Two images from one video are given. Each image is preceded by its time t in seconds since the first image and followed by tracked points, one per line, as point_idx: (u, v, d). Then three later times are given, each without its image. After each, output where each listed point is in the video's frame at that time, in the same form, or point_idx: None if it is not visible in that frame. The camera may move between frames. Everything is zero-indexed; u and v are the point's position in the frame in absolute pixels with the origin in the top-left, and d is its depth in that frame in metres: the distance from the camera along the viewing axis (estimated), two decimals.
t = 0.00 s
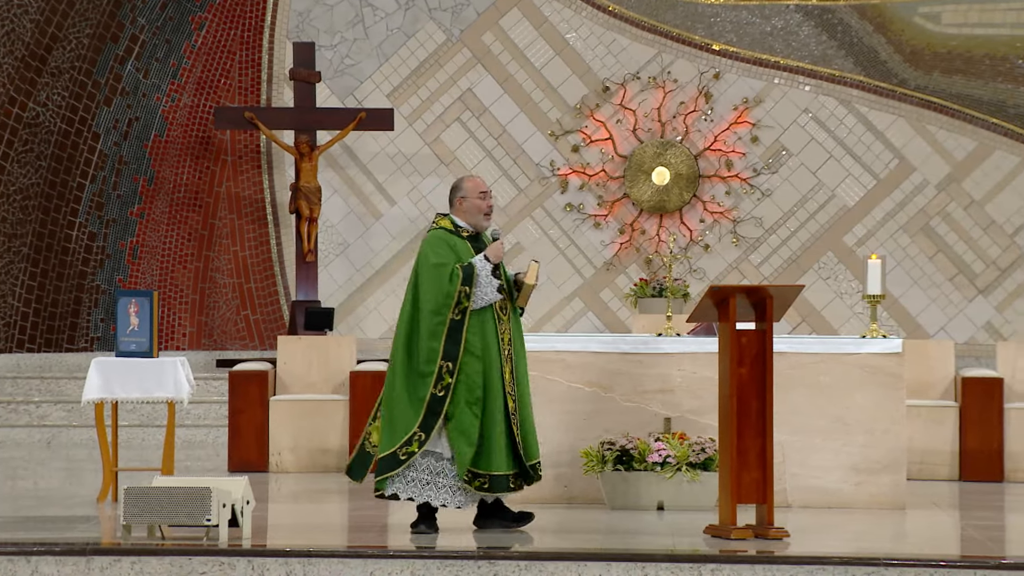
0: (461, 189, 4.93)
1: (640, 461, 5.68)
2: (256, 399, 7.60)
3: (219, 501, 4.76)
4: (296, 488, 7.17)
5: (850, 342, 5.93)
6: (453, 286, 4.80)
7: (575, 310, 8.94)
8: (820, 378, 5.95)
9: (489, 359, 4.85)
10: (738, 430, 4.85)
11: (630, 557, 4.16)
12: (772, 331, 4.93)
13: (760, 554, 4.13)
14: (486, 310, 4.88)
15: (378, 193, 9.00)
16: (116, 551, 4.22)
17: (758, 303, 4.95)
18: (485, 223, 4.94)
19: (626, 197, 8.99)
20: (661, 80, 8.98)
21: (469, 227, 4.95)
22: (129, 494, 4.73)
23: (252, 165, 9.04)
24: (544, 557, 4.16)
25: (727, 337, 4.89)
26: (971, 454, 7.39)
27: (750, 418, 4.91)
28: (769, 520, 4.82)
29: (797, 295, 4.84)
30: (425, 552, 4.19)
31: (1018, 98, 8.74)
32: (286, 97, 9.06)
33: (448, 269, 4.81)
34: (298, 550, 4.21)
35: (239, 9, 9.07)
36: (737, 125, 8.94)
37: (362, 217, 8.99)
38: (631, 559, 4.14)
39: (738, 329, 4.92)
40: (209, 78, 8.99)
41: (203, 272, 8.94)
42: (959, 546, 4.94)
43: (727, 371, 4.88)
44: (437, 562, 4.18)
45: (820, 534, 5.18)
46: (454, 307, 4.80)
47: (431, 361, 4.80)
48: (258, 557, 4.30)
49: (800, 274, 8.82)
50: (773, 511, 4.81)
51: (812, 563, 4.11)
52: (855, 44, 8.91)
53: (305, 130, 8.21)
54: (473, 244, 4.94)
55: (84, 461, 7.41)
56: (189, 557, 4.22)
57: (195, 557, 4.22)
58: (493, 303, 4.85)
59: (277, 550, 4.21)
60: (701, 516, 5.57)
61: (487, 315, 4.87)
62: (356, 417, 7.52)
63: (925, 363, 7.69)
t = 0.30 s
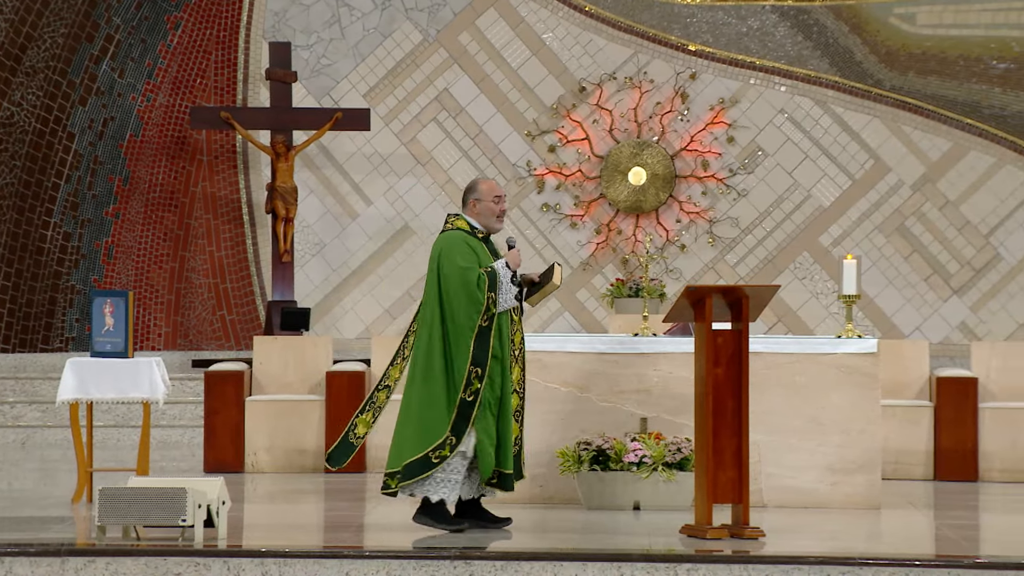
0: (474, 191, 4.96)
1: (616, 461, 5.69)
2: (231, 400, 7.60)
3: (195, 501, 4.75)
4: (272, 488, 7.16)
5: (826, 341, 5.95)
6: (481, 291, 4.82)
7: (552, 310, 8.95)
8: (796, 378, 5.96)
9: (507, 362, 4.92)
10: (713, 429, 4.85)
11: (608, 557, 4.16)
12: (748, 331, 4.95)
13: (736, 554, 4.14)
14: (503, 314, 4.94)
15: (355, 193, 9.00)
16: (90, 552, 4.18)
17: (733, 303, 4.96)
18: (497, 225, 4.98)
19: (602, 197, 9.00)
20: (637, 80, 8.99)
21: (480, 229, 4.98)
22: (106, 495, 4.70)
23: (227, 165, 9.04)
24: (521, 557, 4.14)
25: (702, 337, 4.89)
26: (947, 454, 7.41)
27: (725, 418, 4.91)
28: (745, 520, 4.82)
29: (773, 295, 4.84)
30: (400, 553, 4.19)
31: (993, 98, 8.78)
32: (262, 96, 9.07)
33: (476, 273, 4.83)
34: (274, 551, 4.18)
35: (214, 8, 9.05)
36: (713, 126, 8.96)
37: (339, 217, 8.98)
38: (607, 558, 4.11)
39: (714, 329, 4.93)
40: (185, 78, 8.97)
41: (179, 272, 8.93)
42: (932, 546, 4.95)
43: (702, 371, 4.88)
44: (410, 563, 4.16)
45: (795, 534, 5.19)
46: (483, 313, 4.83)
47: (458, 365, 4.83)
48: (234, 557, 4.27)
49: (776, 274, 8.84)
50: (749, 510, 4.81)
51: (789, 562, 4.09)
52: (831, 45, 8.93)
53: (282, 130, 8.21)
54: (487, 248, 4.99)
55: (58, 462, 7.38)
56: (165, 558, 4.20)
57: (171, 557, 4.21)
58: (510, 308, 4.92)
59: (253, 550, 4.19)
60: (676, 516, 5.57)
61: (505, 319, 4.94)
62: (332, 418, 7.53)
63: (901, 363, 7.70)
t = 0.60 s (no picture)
0: (483, 193, 5.24)
1: (589, 461, 5.70)
2: (204, 400, 7.55)
3: (167, 502, 4.75)
4: (245, 488, 7.16)
5: (797, 341, 5.96)
6: (494, 292, 5.10)
7: (525, 310, 8.95)
8: (768, 378, 5.97)
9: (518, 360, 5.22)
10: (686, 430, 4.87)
11: (580, 558, 4.30)
12: (721, 332, 4.94)
13: (706, 555, 4.27)
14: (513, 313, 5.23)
15: (328, 193, 8.98)
16: (61, 554, 4.31)
17: (706, 303, 4.97)
18: (504, 225, 5.27)
19: (574, 197, 9.00)
20: (610, 80, 9.00)
21: (489, 230, 5.27)
22: (78, 497, 4.70)
23: (200, 165, 8.99)
24: (493, 557, 4.29)
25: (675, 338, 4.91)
26: (919, 453, 7.44)
27: (698, 418, 4.93)
28: (717, 520, 4.84)
29: (746, 296, 4.85)
30: (374, 553, 4.32)
31: (964, 99, 8.82)
32: (234, 96, 9.03)
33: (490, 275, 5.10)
34: (246, 551, 4.33)
35: (187, 8, 9.02)
36: (686, 126, 8.96)
37: (311, 217, 8.97)
38: (578, 559, 4.28)
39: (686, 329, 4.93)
40: (157, 78, 8.95)
41: (151, 272, 8.91)
42: (899, 545, 4.99)
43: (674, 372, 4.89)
44: (382, 562, 4.30)
45: (765, 534, 5.22)
46: (496, 312, 5.11)
47: (475, 364, 5.10)
48: (207, 557, 4.41)
49: (748, 274, 8.85)
50: (721, 510, 4.82)
51: (761, 561, 4.25)
52: (803, 46, 8.95)
53: (254, 130, 8.19)
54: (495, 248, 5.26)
55: (30, 462, 7.37)
56: (136, 558, 4.34)
57: (142, 558, 4.33)
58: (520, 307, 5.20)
59: (225, 551, 4.33)
60: (647, 516, 5.59)
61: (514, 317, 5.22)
62: (304, 418, 7.53)
63: (872, 363, 7.73)
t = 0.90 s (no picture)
0: (486, 195, 5.14)
1: (558, 461, 5.73)
2: (172, 400, 7.54)
3: (133, 503, 4.70)
4: (212, 489, 7.13)
5: (765, 342, 5.96)
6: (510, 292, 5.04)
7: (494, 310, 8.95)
8: (735, 378, 5.97)
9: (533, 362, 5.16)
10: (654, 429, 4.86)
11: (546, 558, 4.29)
12: (688, 331, 4.92)
13: (675, 555, 4.28)
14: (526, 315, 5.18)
15: (296, 193, 8.97)
16: (27, 554, 4.32)
17: (675, 303, 4.96)
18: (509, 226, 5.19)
19: (543, 197, 8.77)
20: (579, 80, 8.99)
21: (494, 232, 5.17)
22: (44, 498, 4.67)
23: (168, 164, 8.99)
24: (462, 557, 4.30)
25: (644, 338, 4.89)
26: (886, 452, 7.46)
27: (666, 418, 4.91)
28: (685, 520, 4.85)
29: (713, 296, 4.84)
30: (342, 554, 4.32)
31: (930, 100, 8.87)
32: (202, 95, 9.04)
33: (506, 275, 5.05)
34: (213, 552, 4.34)
35: (153, 7, 9.01)
36: (654, 127, 8.96)
37: (279, 217, 8.96)
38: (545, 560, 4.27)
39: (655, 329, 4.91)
40: (124, 77, 8.93)
41: (118, 272, 8.89)
42: (862, 544, 5.00)
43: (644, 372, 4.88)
44: (351, 563, 4.30)
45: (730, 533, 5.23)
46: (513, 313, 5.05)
47: (488, 365, 5.03)
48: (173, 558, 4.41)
49: (715, 274, 8.89)
50: (688, 510, 4.84)
51: (727, 561, 4.27)
52: (771, 46, 8.97)
53: (222, 130, 8.22)
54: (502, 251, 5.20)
55: None
56: (101, 559, 4.30)
57: (107, 559, 4.30)
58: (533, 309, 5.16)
59: (193, 552, 4.33)
60: (615, 515, 5.59)
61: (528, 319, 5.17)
62: (271, 417, 7.50)
63: (838, 363, 7.72)
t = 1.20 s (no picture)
0: (471, 193, 5.10)
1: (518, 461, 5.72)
2: (127, 402, 7.50)
3: (88, 505, 4.65)
4: (167, 490, 7.09)
5: (721, 341, 5.95)
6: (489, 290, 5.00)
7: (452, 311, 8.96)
8: (689, 378, 5.98)
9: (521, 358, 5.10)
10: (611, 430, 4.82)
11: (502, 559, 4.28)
12: (646, 332, 4.89)
13: (631, 555, 4.26)
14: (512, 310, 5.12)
15: (252, 194, 8.96)
16: None
17: (632, 304, 4.92)
18: (494, 226, 5.12)
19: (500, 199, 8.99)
20: (536, 81, 9.03)
21: (478, 229, 5.13)
22: None
23: (123, 165, 8.97)
24: (419, 558, 4.28)
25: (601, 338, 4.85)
26: (842, 453, 7.48)
27: (623, 418, 4.88)
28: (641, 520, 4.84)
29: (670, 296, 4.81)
30: (300, 556, 4.28)
31: (885, 101, 8.93)
32: (157, 95, 9.03)
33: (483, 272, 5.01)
34: (168, 554, 4.30)
35: (108, 7, 8.98)
36: (612, 128, 9.01)
37: (236, 217, 8.94)
38: (502, 561, 4.26)
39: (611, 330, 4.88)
40: (78, 77, 8.89)
41: (72, 273, 8.86)
42: (815, 544, 5.01)
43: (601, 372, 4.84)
44: (308, 565, 4.25)
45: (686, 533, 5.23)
46: (493, 310, 5.01)
47: (475, 365, 5.03)
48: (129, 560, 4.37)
49: (672, 275, 8.91)
50: (645, 510, 4.82)
51: (683, 561, 4.25)
52: (727, 48, 9.01)
53: (177, 130, 8.19)
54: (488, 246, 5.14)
55: None
56: (54, 561, 4.28)
57: (61, 561, 4.28)
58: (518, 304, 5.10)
59: (148, 555, 4.30)
60: (572, 516, 5.59)
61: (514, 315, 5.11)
62: (227, 418, 7.49)
63: (794, 364, 7.72)
